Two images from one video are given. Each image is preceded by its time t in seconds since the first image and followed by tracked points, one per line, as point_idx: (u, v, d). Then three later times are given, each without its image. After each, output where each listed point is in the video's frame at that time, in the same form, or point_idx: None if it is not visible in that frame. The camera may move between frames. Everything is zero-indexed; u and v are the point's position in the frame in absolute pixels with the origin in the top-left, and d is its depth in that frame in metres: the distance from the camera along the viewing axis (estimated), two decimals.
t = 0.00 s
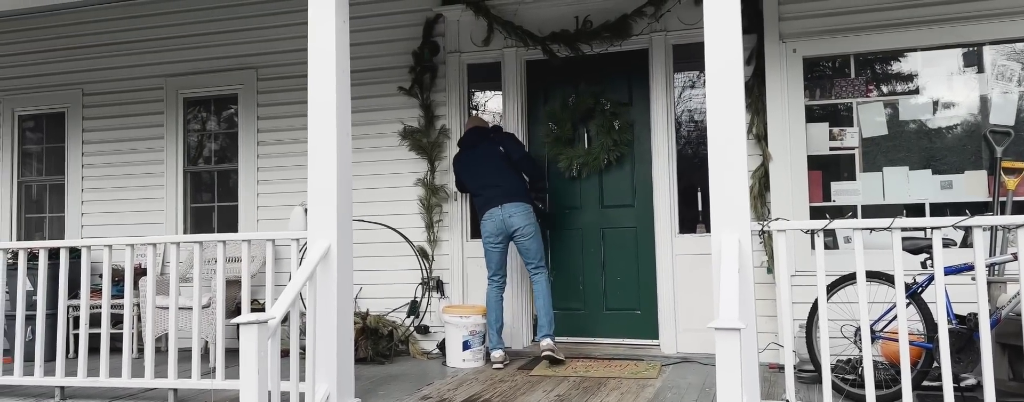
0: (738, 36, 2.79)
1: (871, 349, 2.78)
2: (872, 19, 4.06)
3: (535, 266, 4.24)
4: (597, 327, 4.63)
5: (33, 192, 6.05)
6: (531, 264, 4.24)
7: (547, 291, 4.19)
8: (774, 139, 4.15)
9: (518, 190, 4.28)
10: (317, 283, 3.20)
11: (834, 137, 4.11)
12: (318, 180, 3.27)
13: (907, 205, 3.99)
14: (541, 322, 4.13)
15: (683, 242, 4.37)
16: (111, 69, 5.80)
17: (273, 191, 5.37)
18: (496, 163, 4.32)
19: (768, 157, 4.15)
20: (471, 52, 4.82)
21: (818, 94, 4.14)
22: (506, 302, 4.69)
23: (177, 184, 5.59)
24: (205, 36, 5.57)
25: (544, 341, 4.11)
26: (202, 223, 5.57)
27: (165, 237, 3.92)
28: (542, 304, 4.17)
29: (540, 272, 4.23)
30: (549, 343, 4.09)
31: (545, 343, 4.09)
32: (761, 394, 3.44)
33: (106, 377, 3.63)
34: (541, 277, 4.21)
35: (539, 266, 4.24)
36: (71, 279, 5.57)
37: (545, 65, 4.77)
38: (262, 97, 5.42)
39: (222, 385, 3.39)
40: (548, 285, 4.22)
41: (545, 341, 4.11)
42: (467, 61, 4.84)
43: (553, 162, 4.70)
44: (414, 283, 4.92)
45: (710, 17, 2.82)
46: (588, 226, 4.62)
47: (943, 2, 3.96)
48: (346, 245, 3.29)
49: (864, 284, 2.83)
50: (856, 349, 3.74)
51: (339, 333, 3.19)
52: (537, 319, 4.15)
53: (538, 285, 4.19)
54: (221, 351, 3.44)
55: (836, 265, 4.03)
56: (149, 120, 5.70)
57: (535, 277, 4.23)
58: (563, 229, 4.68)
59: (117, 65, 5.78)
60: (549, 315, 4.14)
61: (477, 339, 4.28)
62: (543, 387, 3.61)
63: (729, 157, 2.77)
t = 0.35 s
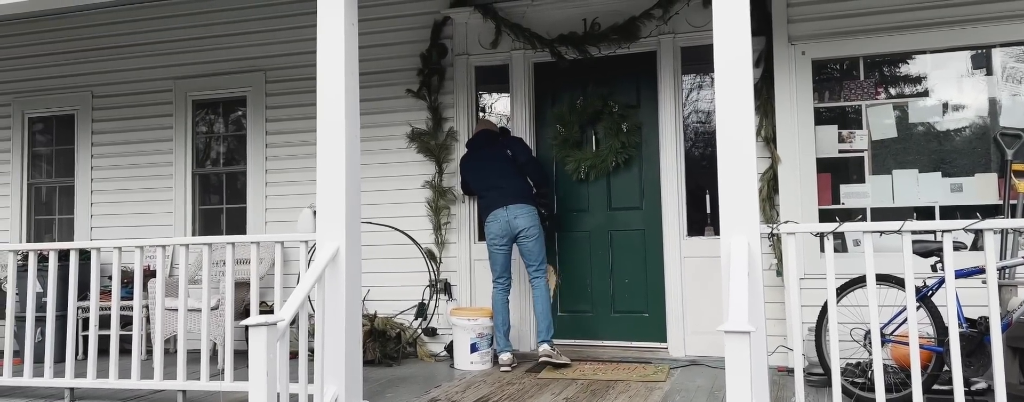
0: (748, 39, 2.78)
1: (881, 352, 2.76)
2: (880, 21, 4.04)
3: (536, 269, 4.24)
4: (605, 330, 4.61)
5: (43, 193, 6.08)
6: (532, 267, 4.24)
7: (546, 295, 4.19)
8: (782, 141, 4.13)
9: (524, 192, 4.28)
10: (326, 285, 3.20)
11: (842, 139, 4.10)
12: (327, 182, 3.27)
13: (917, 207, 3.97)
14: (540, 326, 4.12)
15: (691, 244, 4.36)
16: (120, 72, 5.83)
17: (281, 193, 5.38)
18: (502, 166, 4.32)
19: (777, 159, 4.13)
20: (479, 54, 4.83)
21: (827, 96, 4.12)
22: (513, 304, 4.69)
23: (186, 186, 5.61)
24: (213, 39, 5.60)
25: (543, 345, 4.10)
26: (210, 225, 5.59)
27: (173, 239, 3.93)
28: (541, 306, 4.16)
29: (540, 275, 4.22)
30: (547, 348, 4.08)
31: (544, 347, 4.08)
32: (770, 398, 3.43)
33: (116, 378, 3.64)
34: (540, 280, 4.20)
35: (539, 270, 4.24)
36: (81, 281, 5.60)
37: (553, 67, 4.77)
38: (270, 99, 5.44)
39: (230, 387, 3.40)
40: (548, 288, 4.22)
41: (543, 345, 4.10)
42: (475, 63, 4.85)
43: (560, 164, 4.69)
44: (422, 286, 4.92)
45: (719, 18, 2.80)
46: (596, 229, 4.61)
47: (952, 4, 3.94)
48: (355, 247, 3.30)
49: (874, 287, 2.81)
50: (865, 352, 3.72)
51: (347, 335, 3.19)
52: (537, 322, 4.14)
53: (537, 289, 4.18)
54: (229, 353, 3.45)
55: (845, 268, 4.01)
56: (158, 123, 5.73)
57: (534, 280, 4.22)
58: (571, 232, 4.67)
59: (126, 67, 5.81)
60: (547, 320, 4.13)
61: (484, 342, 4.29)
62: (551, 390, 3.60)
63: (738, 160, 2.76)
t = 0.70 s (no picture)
0: (753, 40, 2.77)
1: (886, 355, 2.74)
2: (885, 24, 4.04)
3: (537, 272, 4.23)
4: (609, 332, 4.60)
5: (47, 195, 6.08)
6: (533, 270, 4.23)
7: (546, 299, 4.17)
8: (787, 143, 4.12)
9: (528, 194, 4.27)
10: (330, 287, 3.20)
11: (847, 142, 4.09)
12: (331, 184, 3.27)
13: (922, 210, 3.96)
14: (540, 330, 4.10)
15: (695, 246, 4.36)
16: (124, 73, 5.84)
17: (285, 195, 5.39)
18: (507, 168, 4.32)
19: (782, 162, 4.12)
20: (483, 56, 4.82)
21: (831, 99, 4.11)
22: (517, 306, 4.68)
23: (190, 187, 5.62)
24: (218, 40, 5.60)
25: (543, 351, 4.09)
26: (214, 226, 5.60)
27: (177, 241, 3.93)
28: (542, 310, 4.15)
29: (540, 279, 4.21)
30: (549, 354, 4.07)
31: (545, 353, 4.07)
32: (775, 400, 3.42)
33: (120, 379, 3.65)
34: (540, 284, 4.20)
35: (540, 273, 4.23)
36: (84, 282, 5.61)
37: (557, 69, 4.76)
38: (274, 101, 5.44)
39: (235, 388, 3.40)
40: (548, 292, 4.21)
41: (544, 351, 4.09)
42: (479, 65, 4.85)
43: (564, 166, 4.69)
44: (426, 288, 4.92)
45: (725, 20, 2.80)
46: (600, 231, 4.61)
47: (957, 6, 3.94)
48: (358, 249, 3.30)
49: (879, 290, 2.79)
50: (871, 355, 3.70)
51: (351, 338, 3.18)
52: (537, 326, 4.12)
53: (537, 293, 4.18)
54: (233, 354, 3.44)
55: (851, 272, 4.00)
56: (162, 124, 5.73)
57: (534, 283, 4.21)
58: (576, 234, 4.66)
59: (130, 69, 5.82)
60: (548, 325, 4.11)
61: (488, 344, 4.28)
62: (554, 392, 3.60)
63: (743, 162, 2.76)
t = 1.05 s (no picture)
0: (755, 42, 2.76)
1: (888, 357, 2.74)
2: (886, 26, 4.04)
3: (538, 274, 4.22)
4: (610, 334, 4.60)
5: (47, 195, 6.08)
6: (534, 271, 4.23)
7: (547, 301, 4.17)
8: (789, 145, 4.12)
9: (529, 197, 4.27)
10: (331, 288, 3.19)
11: (849, 144, 4.09)
12: (332, 185, 3.27)
13: (923, 212, 3.96)
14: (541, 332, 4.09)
15: (696, 248, 4.36)
16: (125, 74, 5.84)
17: (286, 196, 5.39)
18: (509, 170, 4.32)
19: (783, 163, 4.12)
20: (483, 57, 4.82)
21: (833, 101, 4.11)
22: (518, 308, 4.67)
23: (190, 188, 5.61)
24: (219, 40, 5.60)
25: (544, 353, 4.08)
26: (214, 227, 5.60)
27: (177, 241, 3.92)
28: (543, 312, 4.14)
29: (541, 280, 4.21)
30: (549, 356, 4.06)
31: (545, 355, 4.06)
32: None
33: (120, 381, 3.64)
34: (541, 286, 4.19)
35: (541, 275, 4.23)
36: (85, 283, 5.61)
37: (558, 70, 4.76)
38: (275, 102, 5.44)
39: (235, 389, 3.40)
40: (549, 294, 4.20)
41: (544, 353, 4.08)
42: (480, 66, 4.85)
43: (565, 168, 4.68)
44: (426, 289, 4.91)
45: (726, 21, 2.80)
46: (601, 233, 4.60)
47: (958, 8, 3.94)
48: (359, 250, 3.29)
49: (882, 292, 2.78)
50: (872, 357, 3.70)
51: (352, 339, 3.18)
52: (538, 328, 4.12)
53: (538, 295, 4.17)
54: (233, 355, 3.44)
55: (853, 273, 3.99)
56: (162, 125, 5.73)
57: (535, 285, 4.21)
58: (577, 235, 4.66)
59: (131, 69, 5.82)
60: (549, 327, 4.11)
61: (488, 345, 4.28)
62: (556, 394, 3.59)
63: (745, 163, 2.75)
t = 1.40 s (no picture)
0: (755, 43, 2.76)
1: (888, 358, 2.74)
2: (885, 27, 4.04)
3: (536, 275, 4.21)
4: (608, 335, 4.59)
5: (44, 195, 6.06)
6: (533, 273, 4.22)
7: (545, 302, 4.16)
8: (788, 145, 4.12)
9: (528, 198, 4.27)
10: (330, 289, 3.18)
11: (848, 145, 4.09)
12: (331, 185, 3.26)
13: (922, 213, 3.96)
14: (540, 333, 4.08)
15: (694, 249, 4.35)
16: (123, 74, 5.83)
17: (284, 196, 5.38)
18: (509, 171, 4.32)
19: (782, 164, 4.12)
20: (482, 58, 4.82)
21: (832, 102, 4.11)
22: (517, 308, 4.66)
23: (188, 188, 5.60)
24: (217, 40, 5.59)
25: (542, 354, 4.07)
26: (212, 227, 5.58)
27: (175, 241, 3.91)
28: (542, 313, 4.13)
29: (539, 282, 4.20)
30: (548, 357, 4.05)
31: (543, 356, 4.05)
32: None
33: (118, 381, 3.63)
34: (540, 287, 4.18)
35: (539, 276, 4.22)
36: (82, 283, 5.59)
37: (557, 71, 4.76)
38: (273, 102, 5.43)
39: (233, 390, 3.39)
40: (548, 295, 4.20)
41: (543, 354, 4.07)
42: (478, 67, 4.84)
43: (564, 169, 4.68)
44: (425, 289, 4.90)
45: (726, 22, 2.80)
46: (600, 233, 4.60)
47: (957, 9, 3.94)
48: (358, 250, 3.28)
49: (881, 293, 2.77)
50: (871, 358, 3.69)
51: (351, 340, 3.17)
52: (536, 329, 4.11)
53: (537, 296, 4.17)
54: (231, 356, 3.43)
55: (852, 275, 3.99)
56: (160, 125, 5.72)
57: (533, 286, 4.20)
58: (576, 236, 4.66)
59: (129, 69, 5.81)
60: (548, 328, 4.09)
61: (487, 346, 4.28)
62: (555, 395, 3.59)
63: (745, 164, 2.75)
